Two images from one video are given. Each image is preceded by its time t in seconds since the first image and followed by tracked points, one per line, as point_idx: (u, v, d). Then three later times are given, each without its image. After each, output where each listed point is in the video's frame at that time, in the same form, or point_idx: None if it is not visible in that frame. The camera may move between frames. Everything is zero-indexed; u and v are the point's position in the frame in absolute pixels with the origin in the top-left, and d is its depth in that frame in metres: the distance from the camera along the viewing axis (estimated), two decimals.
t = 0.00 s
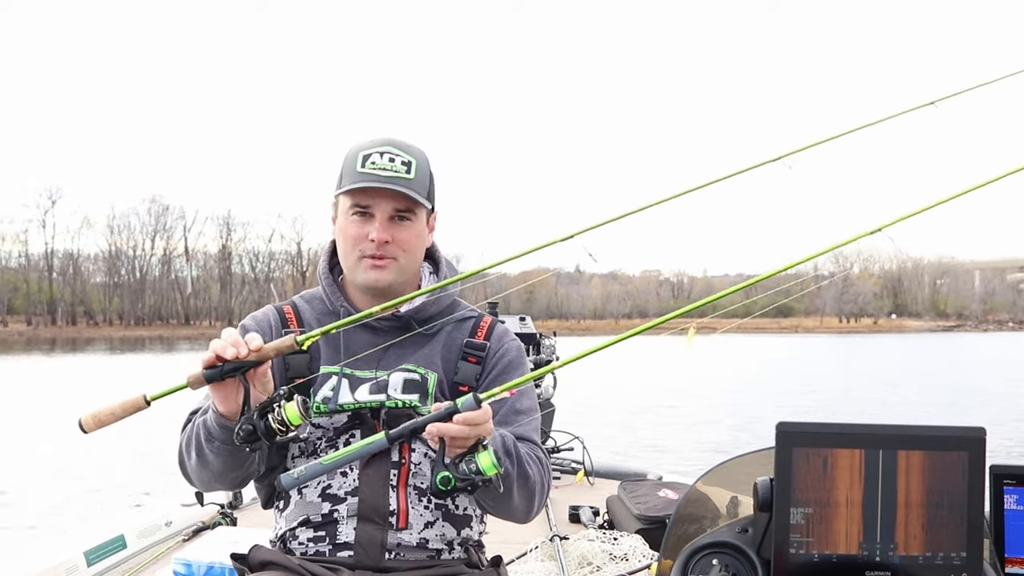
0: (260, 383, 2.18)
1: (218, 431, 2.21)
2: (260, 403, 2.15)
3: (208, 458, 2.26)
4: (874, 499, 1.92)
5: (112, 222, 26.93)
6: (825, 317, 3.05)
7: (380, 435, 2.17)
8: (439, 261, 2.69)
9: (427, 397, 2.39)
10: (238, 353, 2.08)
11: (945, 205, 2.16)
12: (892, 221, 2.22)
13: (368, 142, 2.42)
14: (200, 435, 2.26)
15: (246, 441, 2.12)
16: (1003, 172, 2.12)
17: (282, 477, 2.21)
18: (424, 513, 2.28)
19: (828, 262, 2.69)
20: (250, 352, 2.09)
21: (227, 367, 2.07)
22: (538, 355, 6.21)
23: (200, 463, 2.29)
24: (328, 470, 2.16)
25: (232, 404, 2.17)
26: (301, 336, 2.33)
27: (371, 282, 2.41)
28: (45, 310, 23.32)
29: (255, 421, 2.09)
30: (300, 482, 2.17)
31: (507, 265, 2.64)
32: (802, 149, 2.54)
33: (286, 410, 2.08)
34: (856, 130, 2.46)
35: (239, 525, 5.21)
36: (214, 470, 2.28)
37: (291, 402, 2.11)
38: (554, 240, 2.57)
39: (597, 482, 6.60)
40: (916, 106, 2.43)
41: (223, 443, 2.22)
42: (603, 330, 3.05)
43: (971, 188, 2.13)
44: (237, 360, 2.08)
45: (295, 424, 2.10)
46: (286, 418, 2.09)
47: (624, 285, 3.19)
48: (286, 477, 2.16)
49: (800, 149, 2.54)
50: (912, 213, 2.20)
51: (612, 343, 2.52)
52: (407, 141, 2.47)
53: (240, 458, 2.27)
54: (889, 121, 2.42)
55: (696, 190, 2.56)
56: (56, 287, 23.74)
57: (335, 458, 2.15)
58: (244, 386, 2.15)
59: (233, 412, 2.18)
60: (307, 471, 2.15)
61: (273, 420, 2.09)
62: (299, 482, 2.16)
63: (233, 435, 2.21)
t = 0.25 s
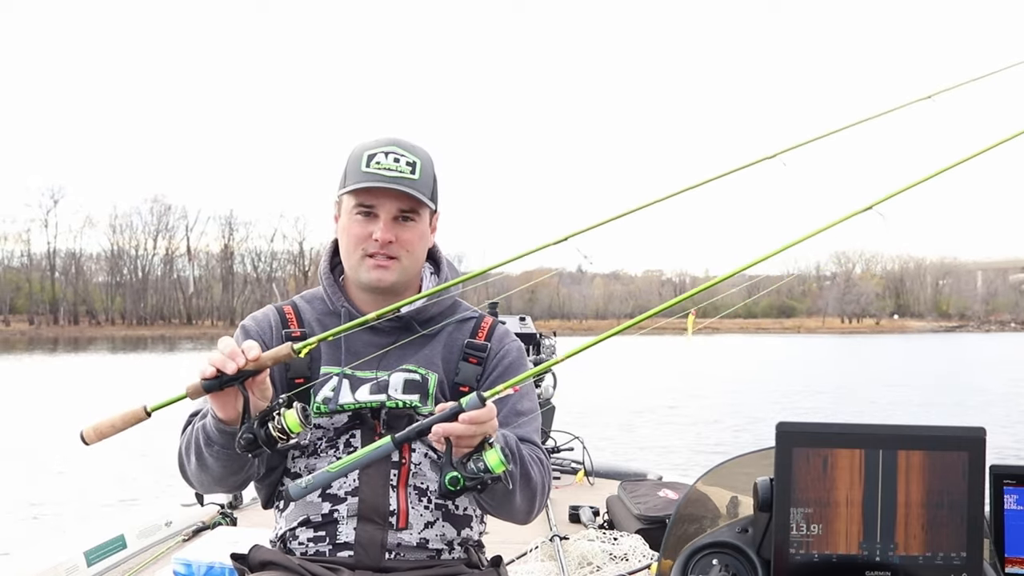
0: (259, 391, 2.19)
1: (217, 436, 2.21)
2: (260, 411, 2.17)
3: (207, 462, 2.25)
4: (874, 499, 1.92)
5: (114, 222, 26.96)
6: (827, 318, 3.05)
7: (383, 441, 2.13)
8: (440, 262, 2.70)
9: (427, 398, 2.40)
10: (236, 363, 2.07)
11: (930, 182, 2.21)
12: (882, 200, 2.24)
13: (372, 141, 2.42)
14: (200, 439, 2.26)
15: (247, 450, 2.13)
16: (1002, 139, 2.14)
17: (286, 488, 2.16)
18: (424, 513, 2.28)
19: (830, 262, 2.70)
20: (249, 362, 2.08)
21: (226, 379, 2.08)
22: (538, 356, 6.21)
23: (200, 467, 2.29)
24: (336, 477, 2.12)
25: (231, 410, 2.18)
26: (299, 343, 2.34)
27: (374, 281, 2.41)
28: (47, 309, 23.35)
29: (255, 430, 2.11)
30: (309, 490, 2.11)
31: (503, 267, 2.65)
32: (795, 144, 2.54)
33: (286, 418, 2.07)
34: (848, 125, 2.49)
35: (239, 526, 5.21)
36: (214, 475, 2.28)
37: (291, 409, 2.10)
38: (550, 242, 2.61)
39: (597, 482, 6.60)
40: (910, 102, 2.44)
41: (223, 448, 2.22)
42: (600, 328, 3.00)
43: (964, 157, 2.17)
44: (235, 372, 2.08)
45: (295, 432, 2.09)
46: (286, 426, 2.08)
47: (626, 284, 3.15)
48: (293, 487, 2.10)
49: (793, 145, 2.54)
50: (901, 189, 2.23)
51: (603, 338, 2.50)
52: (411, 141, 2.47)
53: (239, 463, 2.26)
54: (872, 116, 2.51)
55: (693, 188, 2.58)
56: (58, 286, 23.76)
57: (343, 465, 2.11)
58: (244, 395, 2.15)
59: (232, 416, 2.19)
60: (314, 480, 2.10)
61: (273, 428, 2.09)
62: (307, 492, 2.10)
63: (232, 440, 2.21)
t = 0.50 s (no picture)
0: (261, 400, 2.17)
1: (218, 441, 2.21)
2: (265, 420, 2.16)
3: (208, 466, 2.26)
4: (873, 499, 1.93)
5: (116, 222, 26.99)
6: (830, 319, 3.04)
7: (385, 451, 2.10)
8: (439, 262, 2.70)
9: (426, 397, 2.41)
10: (236, 377, 2.06)
11: (918, 139, 2.07)
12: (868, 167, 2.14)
13: (372, 141, 2.43)
14: (200, 444, 2.27)
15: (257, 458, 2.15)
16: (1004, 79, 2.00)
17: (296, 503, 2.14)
18: (423, 513, 2.28)
19: (833, 263, 2.71)
20: (249, 373, 2.06)
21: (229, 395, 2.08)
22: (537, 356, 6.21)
23: (201, 471, 2.29)
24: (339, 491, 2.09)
25: (232, 418, 2.18)
26: (298, 349, 2.35)
27: (375, 282, 2.42)
28: (49, 309, 23.38)
29: (263, 438, 2.11)
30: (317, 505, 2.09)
31: (489, 260, 2.62)
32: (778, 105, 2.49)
33: (292, 423, 2.09)
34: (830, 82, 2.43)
35: (239, 526, 5.21)
36: (214, 479, 2.28)
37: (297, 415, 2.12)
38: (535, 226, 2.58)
39: (597, 482, 6.61)
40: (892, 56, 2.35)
41: (223, 453, 2.22)
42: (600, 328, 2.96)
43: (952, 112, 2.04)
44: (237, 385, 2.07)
45: (302, 437, 2.11)
46: (293, 432, 2.09)
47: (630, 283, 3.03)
48: (302, 502, 2.08)
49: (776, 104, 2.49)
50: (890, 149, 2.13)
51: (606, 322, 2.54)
52: (411, 141, 2.47)
53: (240, 468, 2.26)
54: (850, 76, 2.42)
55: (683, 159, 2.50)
56: (60, 286, 23.79)
57: (347, 479, 2.08)
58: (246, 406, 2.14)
59: (234, 424, 2.19)
60: (321, 494, 2.08)
61: (280, 436, 2.11)
62: (314, 506, 2.08)
63: (233, 445, 2.21)
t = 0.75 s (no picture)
0: (258, 398, 2.16)
1: (215, 440, 2.23)
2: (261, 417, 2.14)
3: (206, 466, 2.27)
4: (874, 499, 1.93)
5: (117, 223, 27.01)
6: (831, 318, 3.03)
7: (381, 448, 2.09)
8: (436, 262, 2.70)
9: (424, 397, 2.41)
10: (231, 375, 2.06)
11: (920, 142, 2.02)
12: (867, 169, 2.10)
13: (371, 140, 2.43)
14: (197, 444, 2.28)
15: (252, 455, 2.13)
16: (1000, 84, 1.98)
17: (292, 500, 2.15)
18: (422, 513, 2.29)
19: (834, 262, 2.72)
20: (244, 371, 2.06)
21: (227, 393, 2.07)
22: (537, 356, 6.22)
23: (199, 472, 2.30)
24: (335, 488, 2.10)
25: (229, 417, 2.18)
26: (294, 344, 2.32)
27: (373, 279, 2.41)
28: (50, 310, 23.41)
29: (259, 436, 2.09)
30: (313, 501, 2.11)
31: (476, 251, 2.60)
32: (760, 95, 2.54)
33: (287, 421, 2.08)
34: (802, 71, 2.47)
35: (239, 526, 5.22)
36: (213, 478, 2.29)
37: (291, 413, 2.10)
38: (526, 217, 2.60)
39: (597, 482, 6.61)
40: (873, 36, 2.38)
41: (221, 452, 2.24)
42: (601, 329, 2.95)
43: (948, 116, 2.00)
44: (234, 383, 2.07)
45: (297, 434, 2.09)
46: (289, 429, 2.08)
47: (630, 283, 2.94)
48: (298, 498, 2.10)
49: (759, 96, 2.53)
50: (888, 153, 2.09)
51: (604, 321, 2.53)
52: (410, 141, 2.47)
53: (238, 467, 2.27)
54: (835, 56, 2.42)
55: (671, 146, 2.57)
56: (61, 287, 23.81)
57: (342, 475, 2.08)
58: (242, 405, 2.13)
59: (231, 423, 2.20)
60: (318, 491, 2.09)
61: (275, 433, 2.09)
62: (310, 502, 2.10)
63: (231, 443, 2.23)
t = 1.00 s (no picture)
0: (255, 385, 2.18)
1: (216, 433, 2.22)
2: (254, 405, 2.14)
3: (207, 461, 2.27)
4: (874, 499, 1.93)
5: (119, 224, 27.04)
6: (833, 318, 3.04)
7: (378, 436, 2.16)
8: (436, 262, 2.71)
9: (424, 397, 2.41)
10: (231, 357, 2.08)
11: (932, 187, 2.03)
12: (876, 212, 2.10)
13: (374, 141, 2.42)
14: (198, 438, 2.28)
15: (240, 444, 2.13)
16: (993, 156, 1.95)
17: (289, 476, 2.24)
18: (422, 512, 2.28)
19: (835, 260, 2.72)
20: (245, 355, 2.09)
21: (225, 376, 2.11)
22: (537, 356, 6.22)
23: (199, 467, 2.30)
24: (330, 469, 2.18)
25: (229, 405, 2.19)
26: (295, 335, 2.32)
27: (382, 282, 2.43)
28: (52, 311, 23.44)
29: (247, 423, 2.09)
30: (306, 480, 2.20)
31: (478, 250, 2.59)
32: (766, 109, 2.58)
33: (277, 411, 2.06)
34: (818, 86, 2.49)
35: (239, 526, 5.22)
36: (213, 473, 2.30)
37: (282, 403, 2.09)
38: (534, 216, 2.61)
39: (597, 482, 6.61)
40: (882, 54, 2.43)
41: (222, 446, 2.23)
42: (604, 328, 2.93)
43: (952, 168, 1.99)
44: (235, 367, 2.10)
45: (287, 424, 2.07)
46: (278, 419, 2.06)
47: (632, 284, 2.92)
48: (291, 475, 2.20)
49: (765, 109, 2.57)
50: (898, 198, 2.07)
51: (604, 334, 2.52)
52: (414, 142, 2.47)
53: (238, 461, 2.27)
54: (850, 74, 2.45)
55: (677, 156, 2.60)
56: (63, 287, 23.82)
57: (337, 458, 2.17)
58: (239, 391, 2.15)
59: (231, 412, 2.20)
60: (311, 470, 2.18)
61: (263, 422, 2.08)
62: (304, 481, 2.19)
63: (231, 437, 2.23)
